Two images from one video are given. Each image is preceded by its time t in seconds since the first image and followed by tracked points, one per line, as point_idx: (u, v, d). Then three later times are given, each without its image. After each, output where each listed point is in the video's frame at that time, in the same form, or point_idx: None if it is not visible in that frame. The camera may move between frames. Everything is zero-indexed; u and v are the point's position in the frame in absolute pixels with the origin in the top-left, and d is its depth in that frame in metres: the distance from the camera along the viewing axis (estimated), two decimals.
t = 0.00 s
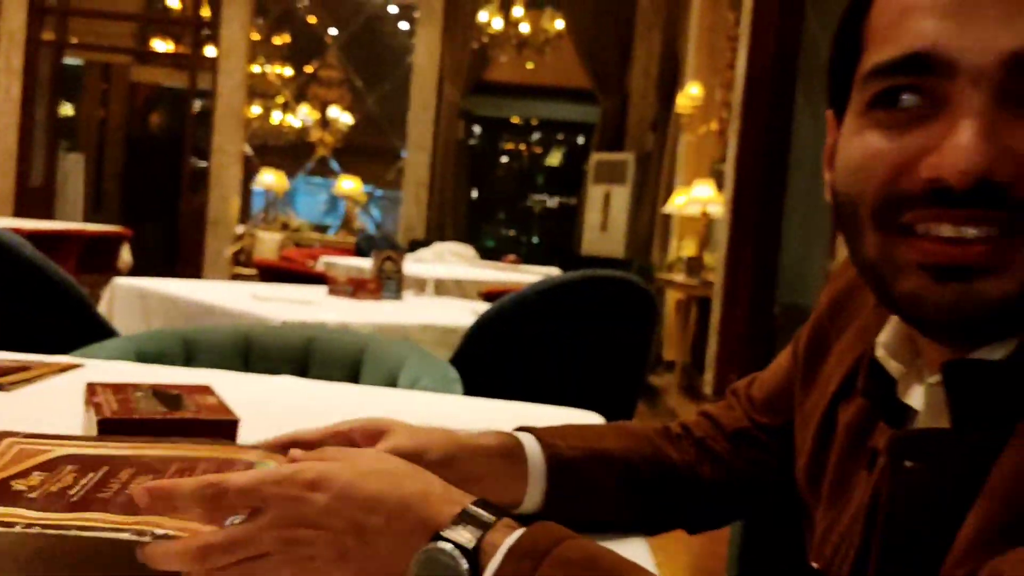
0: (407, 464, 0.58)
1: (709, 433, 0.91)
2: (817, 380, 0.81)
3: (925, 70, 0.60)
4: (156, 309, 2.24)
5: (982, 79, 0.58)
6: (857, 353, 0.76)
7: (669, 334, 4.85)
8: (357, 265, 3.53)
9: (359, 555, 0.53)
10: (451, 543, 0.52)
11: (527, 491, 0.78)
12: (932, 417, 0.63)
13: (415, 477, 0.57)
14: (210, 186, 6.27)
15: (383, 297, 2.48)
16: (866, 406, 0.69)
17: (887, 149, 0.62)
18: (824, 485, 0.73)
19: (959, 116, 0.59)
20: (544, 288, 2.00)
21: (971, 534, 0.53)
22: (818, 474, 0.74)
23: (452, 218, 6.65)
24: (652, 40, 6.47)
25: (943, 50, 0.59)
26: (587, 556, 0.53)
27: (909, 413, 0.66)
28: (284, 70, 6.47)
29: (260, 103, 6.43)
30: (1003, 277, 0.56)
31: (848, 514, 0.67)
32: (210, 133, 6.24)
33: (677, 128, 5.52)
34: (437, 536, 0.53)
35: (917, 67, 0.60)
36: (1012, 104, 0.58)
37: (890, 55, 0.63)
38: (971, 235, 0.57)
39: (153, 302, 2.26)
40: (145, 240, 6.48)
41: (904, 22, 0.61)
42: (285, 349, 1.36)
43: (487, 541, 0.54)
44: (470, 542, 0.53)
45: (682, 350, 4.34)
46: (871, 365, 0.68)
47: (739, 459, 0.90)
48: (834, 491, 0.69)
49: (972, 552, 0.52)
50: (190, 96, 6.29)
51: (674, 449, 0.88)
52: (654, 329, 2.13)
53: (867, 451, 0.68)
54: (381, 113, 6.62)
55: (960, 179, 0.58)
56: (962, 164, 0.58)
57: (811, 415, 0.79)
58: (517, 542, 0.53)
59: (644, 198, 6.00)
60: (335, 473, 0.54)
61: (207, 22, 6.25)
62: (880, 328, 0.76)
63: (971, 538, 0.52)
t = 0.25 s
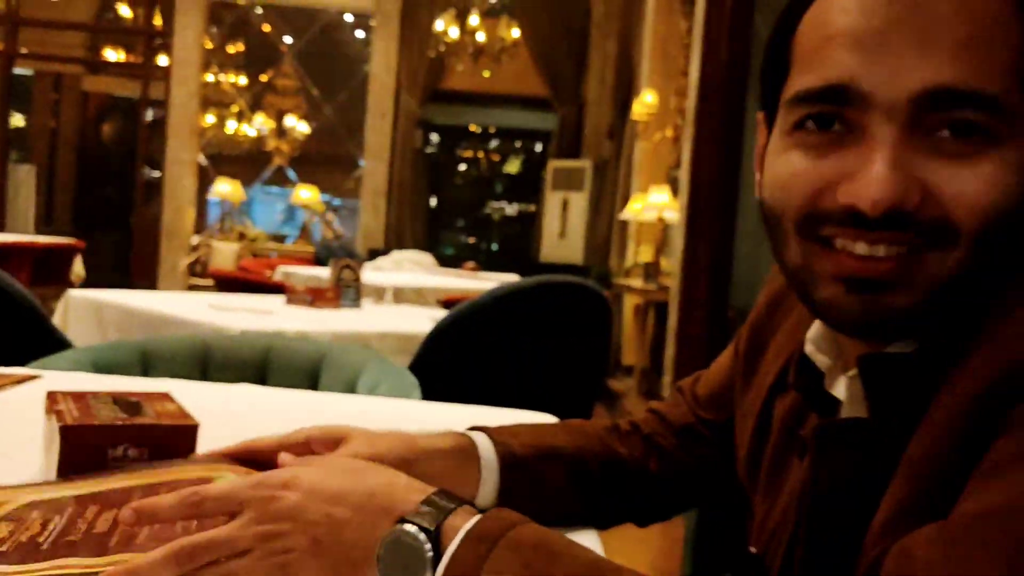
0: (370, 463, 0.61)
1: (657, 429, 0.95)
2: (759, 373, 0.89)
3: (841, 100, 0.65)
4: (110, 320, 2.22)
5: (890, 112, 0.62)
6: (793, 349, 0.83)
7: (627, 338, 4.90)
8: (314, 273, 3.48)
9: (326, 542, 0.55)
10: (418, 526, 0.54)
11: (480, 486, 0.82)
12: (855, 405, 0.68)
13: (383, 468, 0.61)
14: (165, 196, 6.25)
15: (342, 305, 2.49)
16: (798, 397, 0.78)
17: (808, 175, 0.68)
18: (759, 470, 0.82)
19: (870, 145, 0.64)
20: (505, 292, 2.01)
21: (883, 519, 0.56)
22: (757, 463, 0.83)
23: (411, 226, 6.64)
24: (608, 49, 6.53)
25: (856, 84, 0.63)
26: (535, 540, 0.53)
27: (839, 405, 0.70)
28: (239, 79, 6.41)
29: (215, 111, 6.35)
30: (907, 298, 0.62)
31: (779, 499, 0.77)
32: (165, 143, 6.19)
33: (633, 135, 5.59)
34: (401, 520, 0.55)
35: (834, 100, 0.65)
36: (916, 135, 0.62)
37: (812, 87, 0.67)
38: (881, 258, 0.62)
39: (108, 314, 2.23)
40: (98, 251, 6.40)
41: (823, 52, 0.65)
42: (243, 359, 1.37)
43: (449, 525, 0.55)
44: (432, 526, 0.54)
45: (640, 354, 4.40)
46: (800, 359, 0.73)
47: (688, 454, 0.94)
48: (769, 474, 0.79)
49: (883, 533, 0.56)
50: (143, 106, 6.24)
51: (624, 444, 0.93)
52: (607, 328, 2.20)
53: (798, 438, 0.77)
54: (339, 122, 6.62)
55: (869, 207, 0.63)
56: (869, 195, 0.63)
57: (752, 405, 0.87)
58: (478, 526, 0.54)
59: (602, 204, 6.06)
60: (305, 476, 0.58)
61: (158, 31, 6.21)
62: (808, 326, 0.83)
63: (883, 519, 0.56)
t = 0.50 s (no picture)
0: (350, 448, 0.64)
1: (613, 427, 1.10)
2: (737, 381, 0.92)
3: (800, 93, 0.73)
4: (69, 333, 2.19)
5: (850, 108, 0.70)
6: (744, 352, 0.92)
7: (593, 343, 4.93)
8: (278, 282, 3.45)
9: (295, 530, 0.58)
10: (378, 523, 0.60)
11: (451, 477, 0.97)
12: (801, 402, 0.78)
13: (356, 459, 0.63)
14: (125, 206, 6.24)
15: (306, 312, 2.48)
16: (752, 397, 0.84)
17: (770, 164, 0.76)
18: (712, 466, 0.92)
19: (833, 139, 0.72)
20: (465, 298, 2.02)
21: (829, 502, 0.63)
22: (709, 457, 0.94)
23: (375, 231, 6.63)
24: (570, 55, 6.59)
25: (821, 80, 0.71)
26: (495, 531, 0.61)
27: (782, 399, 0.83)
28: (200, 86, 6.38)
29: (175, 119, 6.37)
30: (860, 280, 0.71)
31: (729, 494, 0.86)
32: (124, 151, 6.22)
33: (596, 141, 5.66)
34: (365, 516, 0.60)
35: (793, 92, 0.73)
36: (873, 132, 0.70)
37: (786, 75, 0.73)
38: (838, 247, 0.71)
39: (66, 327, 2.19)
40: (55, 261, 6.30)
41: (785, 50, 0.73)
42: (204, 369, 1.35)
43: (410, 521, 0.61)
44: (394, 522, 0.60)
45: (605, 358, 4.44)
46: (749, 356, 0.84)
47: (639, 447, 1.09)
48: (721, 471, 0.89)
49: (829, 515, 0.63)
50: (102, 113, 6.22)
51: (582, 441, 1.08)
52: (570, 327, 2.20)
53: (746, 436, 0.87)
54: (301, 129, 6.58)
55: (829, 197, 0.71)
56: (832, 183, 0.71)
57: (702, 403, 0.98)
58: (437, 518, 0.61)
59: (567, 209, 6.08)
60: (279, 459, 0.59)
61: (118, 39, 6.19)
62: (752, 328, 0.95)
63: (829, 505, 0.63)
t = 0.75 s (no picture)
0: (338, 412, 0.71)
1: (563, 430, 1.11)
2: (678, 383, 0.94)
3: (731, 106, 0.75)
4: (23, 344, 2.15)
5: (779, 120, 0.73)
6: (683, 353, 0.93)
7: (558, 349, 4.95)
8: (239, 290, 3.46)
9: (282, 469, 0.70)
10: (343, 506, 0.66)
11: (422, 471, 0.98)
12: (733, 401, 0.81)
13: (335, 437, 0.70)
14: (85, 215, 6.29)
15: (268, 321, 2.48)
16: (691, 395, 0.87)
17: (705, 174, 0.79)
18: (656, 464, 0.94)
19: (765, 148, 0.74)
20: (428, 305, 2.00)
21: (760, 493, 0.68)
22: (652, 456, 0.96)
23: (340, 239, 6.59)
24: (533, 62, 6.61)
25: (750, 93, 0.73)
26: (449, 515, 0.66)
27: (719, 398, 0.85)
28: (159, 94, 6.39)
29: (135, 128, 6.34)
30: (789, 283, 0.74)
31: (672, 489, 0.88)
32: (84, 160, 6.20)
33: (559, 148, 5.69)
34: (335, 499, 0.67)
35: (723, 105, 0.75)
36: (802, 143, 0.73)
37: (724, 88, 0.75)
38: (771, 253, 0.74)
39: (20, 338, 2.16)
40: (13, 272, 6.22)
41: (718, 64, 0.76)
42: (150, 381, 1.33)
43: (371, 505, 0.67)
44: (357, 507, 0.66)
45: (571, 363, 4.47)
46: (687, 359, 0.86)
47: (589, 449, 1.11)
48: (664, 469, 0.91)
49: (759, 505, 0.67)
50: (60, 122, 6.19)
51: (538, 443, 1.09)
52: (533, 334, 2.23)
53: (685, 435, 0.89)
54: (264, 137, 6.54)
55: (763, 205, 0.73)
56: (764, 191, 0.73)
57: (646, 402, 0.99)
58: (396, 504, 0.66)
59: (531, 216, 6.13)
60: (269, 412, 0.68)
61: (77, 47, 6.16)
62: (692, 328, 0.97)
63: (756, 500, 0.68)
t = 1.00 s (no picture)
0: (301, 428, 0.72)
1: (526, 434, 1.13)
2: (634, 387, 0.97)
3: (673, 122, 0.78)
4: None
5: (717, 136, 0.75)
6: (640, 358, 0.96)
7: (532, 356, 4.99)
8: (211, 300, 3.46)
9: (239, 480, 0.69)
10: (314, 501, 0.68)
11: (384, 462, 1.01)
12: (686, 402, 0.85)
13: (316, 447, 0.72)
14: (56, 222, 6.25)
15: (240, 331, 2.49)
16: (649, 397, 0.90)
17: (654, 186, 0.81)
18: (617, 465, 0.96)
19: (704, 162, 0.77)
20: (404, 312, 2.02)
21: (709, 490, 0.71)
22: (613, 455, 0.99)
23: (313, 248, 6.57)
24: (505, 70, 6.66)
25: (690, 112, 0.76)
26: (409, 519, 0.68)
27: (675, 399, 0.88)
28: (131, 103, 6.35)
29: (105, 137, 6.31)
30: (730, 290, 0.77)
31: (632, 489, 0.90)
32: (54, 169, 6.17)
33: (532, 156, 5.73)
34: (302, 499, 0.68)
35: (666, 123, 0.78)
36: (740, 158, 0.76)
37: (664, 109, 0.77)
38: (711, 261, 0.77)
39: None
40: None
41: (661, 83, 0.78)
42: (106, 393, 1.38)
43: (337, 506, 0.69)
44: (327, 504, 0.68)
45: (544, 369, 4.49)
46: (645, 362, 0.91)
47: (551, 453, 1.12)
48: (624, 470, 0.93)
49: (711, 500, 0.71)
50: (30, 132, 6.18)
51: (502, 446, 1.11)
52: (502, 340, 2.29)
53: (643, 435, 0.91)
54: (236, 146, 6.51)
55: (704, 216, 0.76)
56: (702, 204, 0.77)
57: (607, 406, 1.02)
58: (360, 507, 0.68)
59: (504, 223, 6.18)
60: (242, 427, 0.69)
61: (46, 56, 6.15)
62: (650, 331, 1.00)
63: (707, 496, 0.71)
